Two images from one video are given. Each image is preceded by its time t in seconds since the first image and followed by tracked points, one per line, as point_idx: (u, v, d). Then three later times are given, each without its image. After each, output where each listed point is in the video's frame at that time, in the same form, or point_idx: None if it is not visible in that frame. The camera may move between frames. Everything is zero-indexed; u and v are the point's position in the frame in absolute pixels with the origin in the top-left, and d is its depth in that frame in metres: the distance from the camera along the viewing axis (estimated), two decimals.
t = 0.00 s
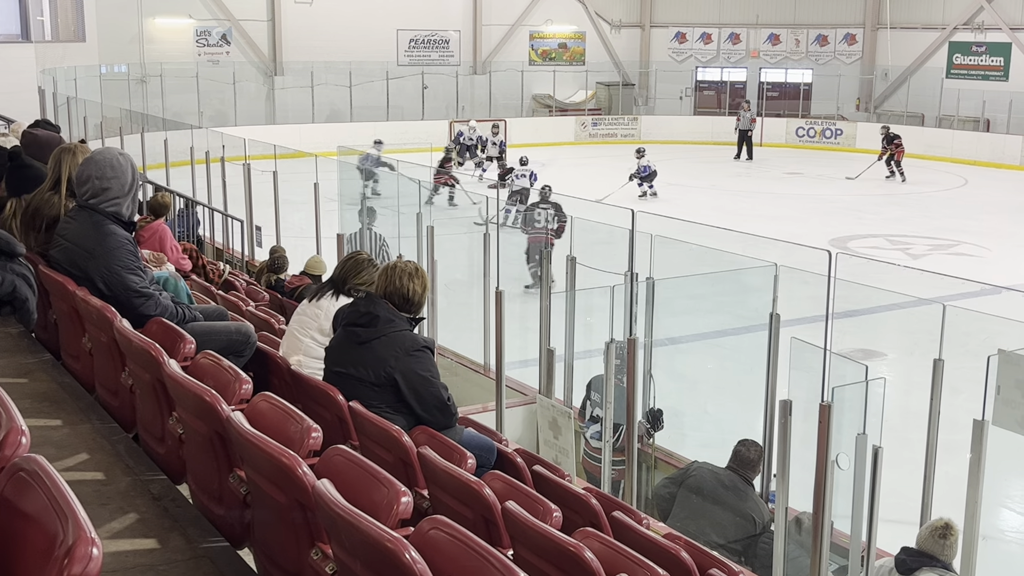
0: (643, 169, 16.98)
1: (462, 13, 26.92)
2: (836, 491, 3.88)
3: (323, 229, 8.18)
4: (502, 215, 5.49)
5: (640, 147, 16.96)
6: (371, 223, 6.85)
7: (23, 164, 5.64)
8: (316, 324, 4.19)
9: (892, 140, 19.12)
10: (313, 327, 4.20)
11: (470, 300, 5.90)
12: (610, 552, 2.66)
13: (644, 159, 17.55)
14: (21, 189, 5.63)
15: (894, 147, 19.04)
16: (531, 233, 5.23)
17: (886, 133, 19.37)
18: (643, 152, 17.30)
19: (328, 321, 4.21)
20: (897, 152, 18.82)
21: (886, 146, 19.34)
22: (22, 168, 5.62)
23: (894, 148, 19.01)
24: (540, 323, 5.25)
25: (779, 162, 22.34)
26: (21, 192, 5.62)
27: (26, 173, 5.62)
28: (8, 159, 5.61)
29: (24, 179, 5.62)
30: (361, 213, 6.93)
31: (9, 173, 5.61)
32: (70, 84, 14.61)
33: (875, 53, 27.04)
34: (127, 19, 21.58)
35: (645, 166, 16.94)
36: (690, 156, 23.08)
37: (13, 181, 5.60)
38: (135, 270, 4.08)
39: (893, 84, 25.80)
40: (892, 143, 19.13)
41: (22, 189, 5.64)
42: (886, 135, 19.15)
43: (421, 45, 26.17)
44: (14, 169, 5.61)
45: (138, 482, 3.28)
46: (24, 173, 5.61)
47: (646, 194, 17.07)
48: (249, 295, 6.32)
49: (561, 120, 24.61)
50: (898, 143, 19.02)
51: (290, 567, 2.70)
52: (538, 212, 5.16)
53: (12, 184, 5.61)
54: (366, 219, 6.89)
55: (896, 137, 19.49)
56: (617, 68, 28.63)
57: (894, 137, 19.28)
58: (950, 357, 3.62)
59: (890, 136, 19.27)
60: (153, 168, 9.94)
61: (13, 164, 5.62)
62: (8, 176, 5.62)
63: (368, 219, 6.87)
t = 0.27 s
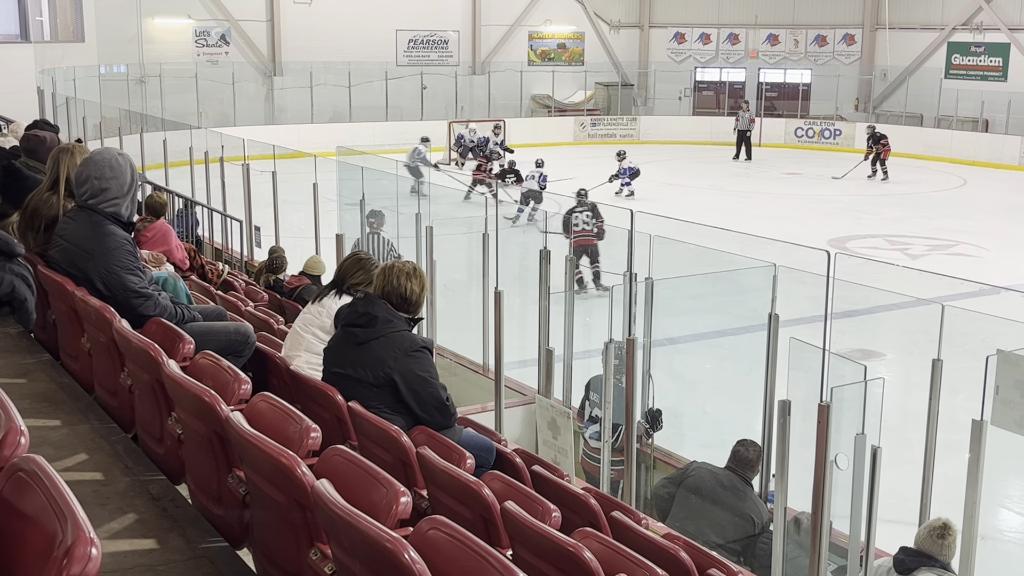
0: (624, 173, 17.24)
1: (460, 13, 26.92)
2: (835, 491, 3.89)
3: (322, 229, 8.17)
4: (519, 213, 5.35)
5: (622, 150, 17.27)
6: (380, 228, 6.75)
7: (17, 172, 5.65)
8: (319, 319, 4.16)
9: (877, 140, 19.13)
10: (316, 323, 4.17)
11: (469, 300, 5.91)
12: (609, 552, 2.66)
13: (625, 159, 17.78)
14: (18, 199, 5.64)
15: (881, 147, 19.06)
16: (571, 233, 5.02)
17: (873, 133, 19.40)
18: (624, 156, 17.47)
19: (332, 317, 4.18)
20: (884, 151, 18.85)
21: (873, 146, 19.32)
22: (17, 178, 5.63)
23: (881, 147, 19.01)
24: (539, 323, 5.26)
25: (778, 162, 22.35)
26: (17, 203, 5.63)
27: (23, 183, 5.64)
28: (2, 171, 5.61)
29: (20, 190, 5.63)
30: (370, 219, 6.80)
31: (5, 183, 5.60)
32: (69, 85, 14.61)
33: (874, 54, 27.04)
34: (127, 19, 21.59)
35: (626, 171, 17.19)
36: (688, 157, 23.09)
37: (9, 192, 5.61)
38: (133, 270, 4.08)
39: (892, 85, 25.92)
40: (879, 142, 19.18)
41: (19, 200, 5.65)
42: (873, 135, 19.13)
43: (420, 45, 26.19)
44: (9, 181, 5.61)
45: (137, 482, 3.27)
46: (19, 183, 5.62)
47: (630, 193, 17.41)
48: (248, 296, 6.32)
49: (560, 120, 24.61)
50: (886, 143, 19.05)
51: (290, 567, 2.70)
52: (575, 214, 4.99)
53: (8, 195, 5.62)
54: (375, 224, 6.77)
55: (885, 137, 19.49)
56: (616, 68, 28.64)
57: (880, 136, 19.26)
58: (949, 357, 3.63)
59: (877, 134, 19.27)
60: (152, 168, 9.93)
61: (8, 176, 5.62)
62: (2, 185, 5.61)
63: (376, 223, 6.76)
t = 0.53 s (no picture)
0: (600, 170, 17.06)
1: (459, 14, 26.91)
2: (834, 491, 3.89)
3: (321, 229, 8.17)
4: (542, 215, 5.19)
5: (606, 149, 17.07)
6: (387, 232, 6.64)
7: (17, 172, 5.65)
8: (324, 320, 4.19)
9: (869, 140, 19.21)
10: (321, 323, 4.19)
11: (468, 300, 5.91)
12: (608, 553, 2.66)
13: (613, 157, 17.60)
14: (18, 199, 5.65)
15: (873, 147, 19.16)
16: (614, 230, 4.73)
17: (864, 133, 19.46)
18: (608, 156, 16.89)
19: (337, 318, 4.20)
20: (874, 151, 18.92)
21: (864, 145, 19.53)
22: (17, 179, 5.63)
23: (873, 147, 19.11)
24: (538, 324, 5.26)
25: (777, 163, 22.35)
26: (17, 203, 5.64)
27: (23, 184, 5.64)
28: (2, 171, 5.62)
29: (20, 190, 5.63)
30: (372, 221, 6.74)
31: (5, 184, 5.61)
32: (68, 85, 14.61)
33: (873, 54, 27.02)
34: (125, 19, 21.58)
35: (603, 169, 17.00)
36: (687, 157, 23.09)
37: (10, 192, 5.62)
38: (132, 271, 4.07)
39: (890, 86, 25.77)
40: (870, 142, 19.26)
41: (19, 199, 5.66)
42: (864, 135, 19.29)
43: (419, 45, 26.20)
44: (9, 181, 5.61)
45: (136, 483, 3.27)
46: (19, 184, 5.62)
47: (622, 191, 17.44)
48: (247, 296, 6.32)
49: (558, 120, 24.61)
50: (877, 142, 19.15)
51: (289, 568, 2.70)
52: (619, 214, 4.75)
53: (8, 195, 5.63)
54: (381, 228, 6.68)
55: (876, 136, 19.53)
56: (615, 69, 28.63)
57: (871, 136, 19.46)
58: (947, 357, 3.63)
59: (868, 134, 19.35)
60: (151, 169, 9.93)
61: (8, 176, 5.62)
62: (2, 186, 5.62)
63: (384, 227, 6.65)
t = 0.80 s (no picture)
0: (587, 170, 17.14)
1: (457, 14, 26.93)
2: (831, 491, 3.89)
3: (318, 230, 8.16)
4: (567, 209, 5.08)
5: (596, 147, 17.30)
6: (388, 235, 6.57)
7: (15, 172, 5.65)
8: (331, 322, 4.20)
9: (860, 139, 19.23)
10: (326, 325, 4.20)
11: (466, 301, 5.91)
12: (606, 553, 2.65)
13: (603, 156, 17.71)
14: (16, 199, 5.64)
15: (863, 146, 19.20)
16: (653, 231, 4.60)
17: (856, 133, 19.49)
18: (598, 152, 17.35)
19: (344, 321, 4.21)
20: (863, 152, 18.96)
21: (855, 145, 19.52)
22: (15, 179, 5.63)
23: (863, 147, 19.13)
24: (536, 325, 5.26)
25: (774, 163, 22.36)
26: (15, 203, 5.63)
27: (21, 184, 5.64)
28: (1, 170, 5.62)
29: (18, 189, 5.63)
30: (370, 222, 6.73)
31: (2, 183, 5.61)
32: (66, 86, 14.61)
33: (870, 54, 27.02)
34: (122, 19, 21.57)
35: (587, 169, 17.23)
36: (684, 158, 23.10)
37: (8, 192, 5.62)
38: (130, 271, 4.07)
39: (888, 86, 25.78)
40: (861, 142, 19.29)
41: (17, 200, 5.66)
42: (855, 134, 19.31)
43: (416, 45, 26.23)
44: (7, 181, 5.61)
45: (133, 484, 3.27)
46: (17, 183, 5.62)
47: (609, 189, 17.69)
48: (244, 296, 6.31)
49: (556, 121, 24.61)
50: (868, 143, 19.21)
51: (287, 569, 2.69)
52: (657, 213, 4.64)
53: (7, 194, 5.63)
54: (383, 230, 6.61)
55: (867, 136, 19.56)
56: (612, 69, 28.64)
57: (862, 136, 19.51)
58: (944, 358, 3.63)
59: (859, 134, 19.37)
60: (148, 170, 9.91)
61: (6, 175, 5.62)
62: None
63: (385, 230, 6.59)
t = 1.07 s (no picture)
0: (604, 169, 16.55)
1: (452, 15, 26.92)
2: (826, 491, 3.90)
3: (314, 230, 8.16)
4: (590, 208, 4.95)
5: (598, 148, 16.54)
6: (387, 239, 6.57)
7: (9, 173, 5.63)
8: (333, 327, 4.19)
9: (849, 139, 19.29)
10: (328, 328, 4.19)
11: (462, 302, 5.91)
12: (601, 554, 2.65)
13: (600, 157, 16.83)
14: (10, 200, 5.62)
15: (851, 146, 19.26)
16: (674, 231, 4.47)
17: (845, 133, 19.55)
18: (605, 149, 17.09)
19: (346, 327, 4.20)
20: (851, 153, 19.02)
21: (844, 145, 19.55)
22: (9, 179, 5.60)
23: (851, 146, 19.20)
24: (531, 325, 5.26)
25: (769, 163, 22.37)
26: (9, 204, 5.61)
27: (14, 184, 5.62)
28: None
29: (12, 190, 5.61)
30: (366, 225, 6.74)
31: None
32: (60, 87, 14.60)
33: (865, 54, 27.00)
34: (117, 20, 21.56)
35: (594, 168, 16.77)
36: (680, 159, 23.10)
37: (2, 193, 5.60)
38: (124, 272, 4.06)
39: (883, 87, 25.65)
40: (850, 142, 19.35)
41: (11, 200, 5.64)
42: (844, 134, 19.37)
43: (411, 46, 26.26)
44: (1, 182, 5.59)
45: (128, 485, 3.26)
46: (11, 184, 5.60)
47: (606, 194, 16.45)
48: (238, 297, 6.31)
49: (551, 121, 24.60)
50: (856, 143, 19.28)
51: (282, 570, 2.69)
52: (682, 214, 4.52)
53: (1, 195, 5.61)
54: (382, 235, 6.60)
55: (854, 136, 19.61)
56: (608, 70, 28.65)
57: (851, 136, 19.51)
58: (939, 358, 3.64)
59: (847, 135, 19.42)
60: (143, 171, 9.89)
61: None
62: None
63: (383, 234, 6.59)
